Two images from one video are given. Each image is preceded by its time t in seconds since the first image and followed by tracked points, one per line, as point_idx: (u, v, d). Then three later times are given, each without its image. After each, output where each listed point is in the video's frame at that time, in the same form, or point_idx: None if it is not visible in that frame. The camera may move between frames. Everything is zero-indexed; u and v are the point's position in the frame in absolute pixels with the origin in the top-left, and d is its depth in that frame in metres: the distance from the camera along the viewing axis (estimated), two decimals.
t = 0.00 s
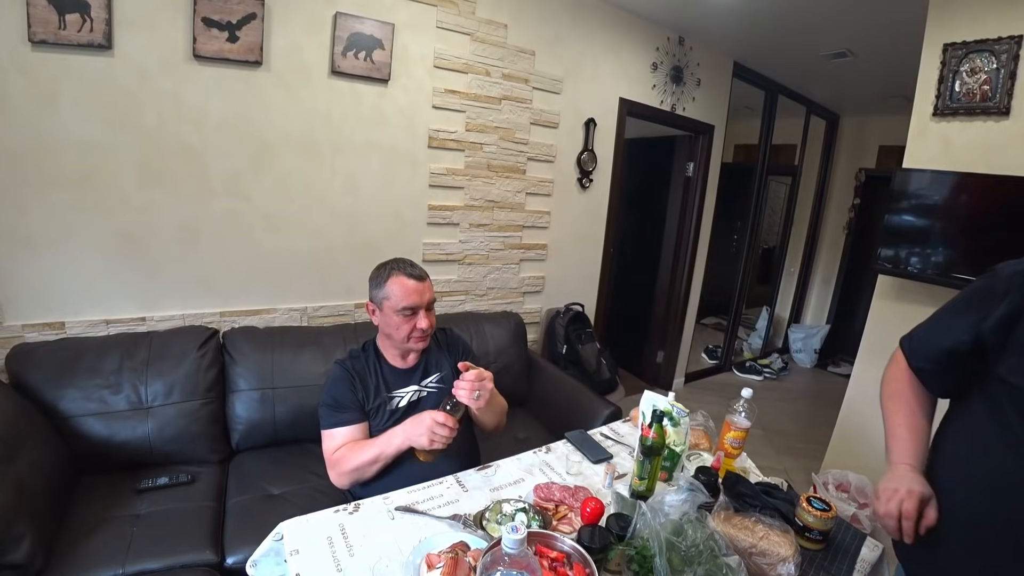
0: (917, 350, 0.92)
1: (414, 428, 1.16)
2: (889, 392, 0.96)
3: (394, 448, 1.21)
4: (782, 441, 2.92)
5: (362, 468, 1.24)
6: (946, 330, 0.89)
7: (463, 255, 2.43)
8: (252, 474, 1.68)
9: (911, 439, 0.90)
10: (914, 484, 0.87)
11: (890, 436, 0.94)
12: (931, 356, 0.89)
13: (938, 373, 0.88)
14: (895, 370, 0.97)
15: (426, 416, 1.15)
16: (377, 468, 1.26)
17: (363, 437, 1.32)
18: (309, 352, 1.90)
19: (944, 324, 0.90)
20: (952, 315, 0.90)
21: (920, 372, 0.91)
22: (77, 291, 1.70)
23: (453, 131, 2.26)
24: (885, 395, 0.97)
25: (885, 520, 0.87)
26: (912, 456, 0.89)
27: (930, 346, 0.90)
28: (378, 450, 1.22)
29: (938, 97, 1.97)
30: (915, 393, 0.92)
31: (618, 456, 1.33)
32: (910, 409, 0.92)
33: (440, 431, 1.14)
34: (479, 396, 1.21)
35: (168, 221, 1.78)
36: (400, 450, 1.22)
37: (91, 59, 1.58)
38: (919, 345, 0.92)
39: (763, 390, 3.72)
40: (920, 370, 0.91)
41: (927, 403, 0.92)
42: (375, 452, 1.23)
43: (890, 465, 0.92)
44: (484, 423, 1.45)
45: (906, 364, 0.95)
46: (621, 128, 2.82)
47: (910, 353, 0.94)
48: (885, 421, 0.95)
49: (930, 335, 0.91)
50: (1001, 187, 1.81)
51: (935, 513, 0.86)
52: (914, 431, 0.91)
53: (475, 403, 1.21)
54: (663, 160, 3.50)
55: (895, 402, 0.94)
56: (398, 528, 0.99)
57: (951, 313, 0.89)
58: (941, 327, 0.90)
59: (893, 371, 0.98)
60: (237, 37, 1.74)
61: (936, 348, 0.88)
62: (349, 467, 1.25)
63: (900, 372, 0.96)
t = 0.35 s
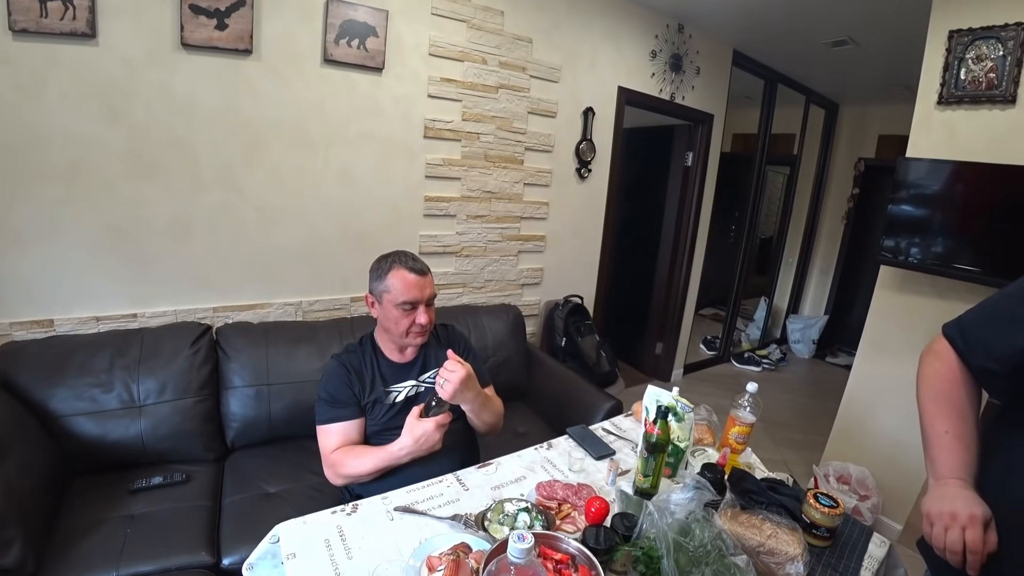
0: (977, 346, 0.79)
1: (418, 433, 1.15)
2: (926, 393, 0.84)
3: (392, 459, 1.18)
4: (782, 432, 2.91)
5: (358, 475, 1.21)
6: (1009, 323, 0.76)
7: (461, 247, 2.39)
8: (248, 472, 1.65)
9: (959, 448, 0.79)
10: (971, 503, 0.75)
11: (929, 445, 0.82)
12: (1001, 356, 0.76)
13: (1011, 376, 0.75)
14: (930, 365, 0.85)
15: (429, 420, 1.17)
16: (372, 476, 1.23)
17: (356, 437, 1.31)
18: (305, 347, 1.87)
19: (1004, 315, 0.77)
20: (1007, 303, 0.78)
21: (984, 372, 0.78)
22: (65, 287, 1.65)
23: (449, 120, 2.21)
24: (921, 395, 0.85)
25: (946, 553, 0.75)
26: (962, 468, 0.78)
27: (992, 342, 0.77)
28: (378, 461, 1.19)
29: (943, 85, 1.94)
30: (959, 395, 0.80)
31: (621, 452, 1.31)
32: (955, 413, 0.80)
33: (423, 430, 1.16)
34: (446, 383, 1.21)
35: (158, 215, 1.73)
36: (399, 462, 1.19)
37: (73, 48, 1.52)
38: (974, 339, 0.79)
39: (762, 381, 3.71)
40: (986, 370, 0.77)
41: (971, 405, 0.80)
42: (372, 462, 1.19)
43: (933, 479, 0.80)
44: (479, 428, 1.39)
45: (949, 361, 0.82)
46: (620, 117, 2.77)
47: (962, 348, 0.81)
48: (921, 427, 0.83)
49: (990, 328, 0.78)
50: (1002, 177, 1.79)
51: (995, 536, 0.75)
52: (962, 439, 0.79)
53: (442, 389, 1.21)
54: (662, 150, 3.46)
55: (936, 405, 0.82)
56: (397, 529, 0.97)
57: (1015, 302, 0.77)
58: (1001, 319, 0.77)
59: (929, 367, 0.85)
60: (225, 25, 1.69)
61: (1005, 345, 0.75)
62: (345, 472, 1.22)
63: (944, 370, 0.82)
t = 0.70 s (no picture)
0: (985, 386, 0.65)
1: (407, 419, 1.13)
2: (923, 446, 0.70)
3: (381, 435, 1.19)
4: (777, 423, 2.93)
5: (348, 454, 1.23)
6: (1015, 354, 0.63)
7: (458, 237, 2.38)
8: (245, 463, 1.64)
9: (970, 512, 0.68)
10: None
11: (930, 506, 0.71)
12: (1013, 398, 0.63)
13: None
14: (920, 407, 0.70)
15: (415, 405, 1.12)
16: (363, 454, 1.25)
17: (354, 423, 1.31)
18: (301, 337, 1.86)
19: (1006, 342, 0.63)
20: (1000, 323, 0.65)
21: (995, 418, 0.65)
22: (57, 277, 1.62)
23: (447, 108, 2.18)
24: (914, 445, 0.71)
25: None
26: (975, 537, 0.68)
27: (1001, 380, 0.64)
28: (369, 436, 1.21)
29: (945, 78, 1.93)
30: (963, 445, 0.68)
31: (619, 444, 1.31)
32: (961, 470, 0.69)
33: (429, 418, 1.10)
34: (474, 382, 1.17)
35: (151, 203, 1.71)
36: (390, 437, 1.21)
37: (62, 31, 1.48)
38: (976, 374, 0.65)
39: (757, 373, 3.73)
40: (1000, 417, 0.64)
41: (969, 453, 0.69)
42: (364, 438, 1.21)
43: (942, 548, 0.70)
44: (477, 406, 1.42)
45: (947, 403, 0.68)
46: (620, 106, 2.75)
47: (963, 388, 0.66)
48: (923, 487, 0.71)
49: (994, 363, 0.64)
50: (1001, 170, 1.79)
51: None
52: (970, 499, 0.68)
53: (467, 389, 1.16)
54: (660, 141, 3.44)
55: (940, 462, 0.69)
56: (396, 521, 0.96)
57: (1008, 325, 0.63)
58: (1004, 347, 0.64)
59: (919, 413, 0.70)
60: (219, 9, 1.65)
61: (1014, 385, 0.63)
62: (335, 452, 1.23)
63: (939, 416, 0.68)
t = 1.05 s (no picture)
0: (967, 429, 0.54)
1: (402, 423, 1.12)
2: (884, 494, 0.61)
3: (382, 439, 1.17)
4: (768, 413, 2.96)
5: (343, 453, 1.22)
6: (1002, 392, 0.53)
7: (452, 227, 2.37)
8: (239, 453, 1.64)
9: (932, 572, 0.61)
10: None
11: (889, 562, 0.63)
12: (1002, 451, 0.53)
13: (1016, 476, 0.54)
14: (883, 449, 0.60)
15: (413, 410, 1.12)
16: (358, 454, 1.24)
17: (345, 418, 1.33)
18: (295, 328, 1.85)
19: (990, 381, 0.53)
20: (983, 351, 0.54)
21: (984, 474, 0.55)
22: (47, 268, 1.60)
23: (441, 97, 2.16)
24: (873, 490, 0.62)
25: None
26: None
27: (985, 422, 0.53)
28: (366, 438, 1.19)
29: (940, 70, 1.93)
30: (927, 497, 0.60)
31: (613, 433, 1.32)
32: (926, 525, 0.60)
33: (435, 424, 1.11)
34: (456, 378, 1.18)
35: (142, 193, 1.68)
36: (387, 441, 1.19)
37: (48, 17, 1.45)
38: (956, 414, 0.55)
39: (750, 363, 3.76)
40: (985, 470, 0.54)
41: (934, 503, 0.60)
42: (360, 439, 1.20)
43: None
44: (471, 403, 1.42)
45: (917, 447, 0.58)
46: (614, 96, 2.73)
47: (940, 430, 0.56)
48: (883, 543, 0.63)
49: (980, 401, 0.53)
50: (994, 162, 1.80)
51: None
52: (935, 557, 0.61)
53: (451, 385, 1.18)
54: (656, 131, 3.43)
55: (901, 514, 0.61)
56: (390, 510, 0.97)
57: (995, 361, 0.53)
58: (991, 381, 0.53)
59: (881, 455, 0.60)
60: None
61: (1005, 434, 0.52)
62: (330, 449, 1.23)
63: (904, 462, 0.59)
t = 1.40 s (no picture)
0: (970, 407, 0.52)
1: (396, 414, 1.13)
2: (876, 468, 0.61)
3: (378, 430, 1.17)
4: (762, 402, 2.99)
5: (338, 445, 1.23)
6: (1007, 369, 0.50)
7: (446, 218, 2.36)
8: (236, 446, 1.65)
9: (917, 544, 0.61)
10: None
11: (875, 534, 0.63)
12: (1008, 432, 0.51)
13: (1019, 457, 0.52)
14: (881, 423, 0.59)
15: (408, 402, 1.14)
16: (353, 445, 1.25)
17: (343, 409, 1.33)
18: (290, 320, 1.85)
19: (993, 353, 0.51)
20: (989, 327, 0.52)
21: (983, 451, 0.53)
22: (39, 262, 1.59)
23: (434, 88, 2.15)
24: (865, 465, 0.62)
25: None
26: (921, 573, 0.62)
27: (987, 400, 0.51)
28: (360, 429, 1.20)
29: (934, 58, 1.93)
30: (921, 473, 0.59)
31: (607, 422, 1.33)
32: (916, 501, 0.60)
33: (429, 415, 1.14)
34: (446, 369, 1.20)
35: (133, 186, 1.67)
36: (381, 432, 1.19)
37: (34, 8, 1.43)
38: (958, 391, 0.53)
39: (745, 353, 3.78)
40: (985, 447, 0.53)
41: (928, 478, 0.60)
42: (354, 431, 1.20)
43: None
44: (467, 396, 1.41)
45: (915, 423, 0.57)
46: (609, 86, 2.72)
47: (939, 405, 0.54)
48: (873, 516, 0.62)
49: (982, 378, 0.52)
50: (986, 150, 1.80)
51: None
52: (922, 532, 0.61)
53: (440, 376, 1.20)
54: (650, 121, 3.41)
55: (893, 489, 0.60)
56: (386, 500, 0.97)
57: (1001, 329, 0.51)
58: (995, 357, 0.51)
59: (878, 429, 0.60)
60: None
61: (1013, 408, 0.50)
62: (325, 441, 1.24)
63: (901, 435, 0.58)
